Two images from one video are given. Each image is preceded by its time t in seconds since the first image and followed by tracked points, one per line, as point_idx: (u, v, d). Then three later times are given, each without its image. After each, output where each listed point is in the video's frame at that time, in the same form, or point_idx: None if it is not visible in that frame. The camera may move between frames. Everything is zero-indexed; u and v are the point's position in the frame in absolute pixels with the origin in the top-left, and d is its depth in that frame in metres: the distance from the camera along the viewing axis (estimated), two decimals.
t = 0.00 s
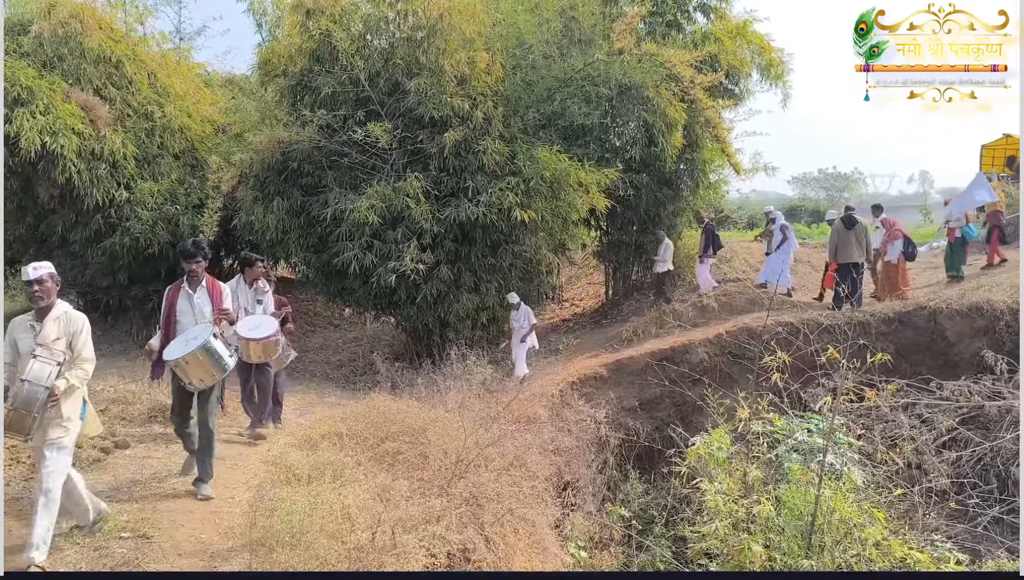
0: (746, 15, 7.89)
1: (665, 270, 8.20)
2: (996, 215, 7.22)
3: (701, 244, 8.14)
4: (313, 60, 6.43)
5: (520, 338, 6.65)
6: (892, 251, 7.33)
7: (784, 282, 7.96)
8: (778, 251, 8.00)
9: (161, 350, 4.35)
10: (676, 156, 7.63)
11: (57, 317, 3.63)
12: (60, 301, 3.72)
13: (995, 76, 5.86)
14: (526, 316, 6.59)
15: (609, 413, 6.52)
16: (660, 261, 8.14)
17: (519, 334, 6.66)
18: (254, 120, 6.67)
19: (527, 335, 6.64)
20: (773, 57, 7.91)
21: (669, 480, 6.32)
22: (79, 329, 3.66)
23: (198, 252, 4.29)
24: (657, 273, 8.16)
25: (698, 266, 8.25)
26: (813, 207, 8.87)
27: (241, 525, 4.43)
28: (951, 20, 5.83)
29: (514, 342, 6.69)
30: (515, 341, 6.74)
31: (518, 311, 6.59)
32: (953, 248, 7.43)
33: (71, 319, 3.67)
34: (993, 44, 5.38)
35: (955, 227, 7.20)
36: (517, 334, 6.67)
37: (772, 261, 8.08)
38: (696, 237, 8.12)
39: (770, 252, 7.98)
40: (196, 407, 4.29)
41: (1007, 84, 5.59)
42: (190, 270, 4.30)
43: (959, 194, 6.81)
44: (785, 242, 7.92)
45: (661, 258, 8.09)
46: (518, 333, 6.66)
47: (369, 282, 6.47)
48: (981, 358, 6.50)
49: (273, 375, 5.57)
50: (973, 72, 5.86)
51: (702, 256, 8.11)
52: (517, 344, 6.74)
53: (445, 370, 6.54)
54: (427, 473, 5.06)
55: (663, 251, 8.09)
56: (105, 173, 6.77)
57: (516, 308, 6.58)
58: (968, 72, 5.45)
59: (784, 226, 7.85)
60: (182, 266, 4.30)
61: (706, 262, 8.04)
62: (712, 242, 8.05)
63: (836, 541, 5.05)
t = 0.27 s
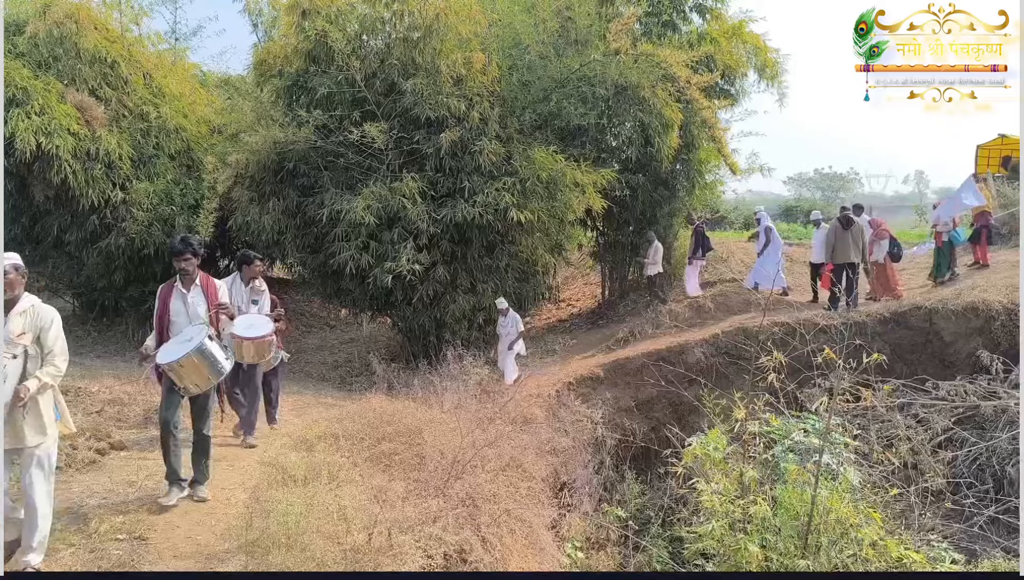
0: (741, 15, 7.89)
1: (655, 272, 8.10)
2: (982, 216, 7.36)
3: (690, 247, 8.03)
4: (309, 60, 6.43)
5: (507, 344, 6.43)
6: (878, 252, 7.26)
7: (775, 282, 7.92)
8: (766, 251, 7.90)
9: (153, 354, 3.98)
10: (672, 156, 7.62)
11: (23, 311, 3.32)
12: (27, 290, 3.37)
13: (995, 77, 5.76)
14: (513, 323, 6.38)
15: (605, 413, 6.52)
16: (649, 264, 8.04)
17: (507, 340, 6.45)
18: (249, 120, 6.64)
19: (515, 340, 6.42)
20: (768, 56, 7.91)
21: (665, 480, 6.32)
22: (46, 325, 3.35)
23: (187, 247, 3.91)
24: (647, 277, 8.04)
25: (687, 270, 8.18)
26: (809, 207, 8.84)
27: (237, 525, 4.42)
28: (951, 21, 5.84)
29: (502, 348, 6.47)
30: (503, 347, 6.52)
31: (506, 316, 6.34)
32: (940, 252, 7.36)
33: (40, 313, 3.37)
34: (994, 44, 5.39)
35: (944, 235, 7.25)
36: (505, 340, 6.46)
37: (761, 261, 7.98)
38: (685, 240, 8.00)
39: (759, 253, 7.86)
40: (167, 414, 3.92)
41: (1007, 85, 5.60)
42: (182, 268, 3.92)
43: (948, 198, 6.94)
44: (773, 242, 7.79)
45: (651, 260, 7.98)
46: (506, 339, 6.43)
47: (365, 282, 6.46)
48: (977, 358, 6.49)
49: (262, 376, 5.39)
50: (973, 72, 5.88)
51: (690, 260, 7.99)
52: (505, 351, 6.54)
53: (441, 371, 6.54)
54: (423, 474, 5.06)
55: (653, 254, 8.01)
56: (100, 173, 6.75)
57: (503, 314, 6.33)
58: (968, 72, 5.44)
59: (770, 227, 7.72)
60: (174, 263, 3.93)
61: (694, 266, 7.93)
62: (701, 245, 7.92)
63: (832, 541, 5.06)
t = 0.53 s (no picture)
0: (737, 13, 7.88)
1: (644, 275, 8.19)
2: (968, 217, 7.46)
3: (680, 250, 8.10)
4: (304, 59, 6.41)
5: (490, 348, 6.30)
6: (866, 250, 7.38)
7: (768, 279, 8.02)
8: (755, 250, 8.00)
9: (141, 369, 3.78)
10: (668, 155, 7.60)
11: None
12: None
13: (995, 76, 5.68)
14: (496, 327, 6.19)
15: (601, 412, 6.52)
16: (638, 265, 8.14)
17: (490, 344, 6.30)
18: (244, 119, 6.61)
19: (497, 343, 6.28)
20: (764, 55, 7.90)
21: (661, 479, 6.33)
22: None
23: (171, 252, 3.76)
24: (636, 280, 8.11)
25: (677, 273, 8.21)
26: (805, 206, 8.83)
27: (238, 522, 4.45)
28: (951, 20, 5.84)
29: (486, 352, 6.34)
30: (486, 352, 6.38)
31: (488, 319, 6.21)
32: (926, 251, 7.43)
33: None
34: (994, 44, 5.38)
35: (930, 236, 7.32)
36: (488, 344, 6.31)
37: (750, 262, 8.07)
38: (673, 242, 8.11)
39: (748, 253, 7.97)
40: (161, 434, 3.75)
41: (1006, 85, 5.62)
42: (165, 274, 3.77)
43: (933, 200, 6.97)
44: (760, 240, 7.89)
45: (640, 263, 8.07)
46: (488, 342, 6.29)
47: (360, 281, 6.45)
48: (971, 356, 6.49)
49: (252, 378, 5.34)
50: (974, 72, 5.88)
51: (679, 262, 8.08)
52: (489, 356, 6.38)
53: (436, 370, 6.53)
54: (419, 473, 5.05)
55: (641, 255, 8.10)
56: (94, 172, 6.72)
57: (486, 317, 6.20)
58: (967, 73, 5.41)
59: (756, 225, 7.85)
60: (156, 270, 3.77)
61: (682, 268, 8.02)
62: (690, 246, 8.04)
63: (827, 539, 5.07)
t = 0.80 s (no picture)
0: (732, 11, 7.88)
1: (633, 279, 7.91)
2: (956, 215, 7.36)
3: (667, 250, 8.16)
4: (299, 57, 6.41)
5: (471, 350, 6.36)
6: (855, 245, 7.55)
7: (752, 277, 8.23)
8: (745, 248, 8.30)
9: (130, 369, 3.72)
10: (663, 153, 7.57)
11: None
12: None
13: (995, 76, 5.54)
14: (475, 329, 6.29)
15: (597, 410, 6.53)
16: (627, 269, 7.84)
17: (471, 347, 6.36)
18: (239, 117, 6.59)
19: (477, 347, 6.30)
20: (759, 53, 7.91)
21: (657, 477, 6.34)
22: None
23: (164, 246, 3.77)
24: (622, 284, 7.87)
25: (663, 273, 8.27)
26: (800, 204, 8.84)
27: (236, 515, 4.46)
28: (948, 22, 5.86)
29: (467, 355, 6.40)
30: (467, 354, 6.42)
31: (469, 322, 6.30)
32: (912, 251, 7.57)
33: None
34: (992, 44, 5.40)
35: (914, 235, 7.35)
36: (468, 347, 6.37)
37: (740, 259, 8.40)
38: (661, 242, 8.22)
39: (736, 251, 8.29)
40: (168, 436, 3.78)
41: (1007, 85, 5.52)
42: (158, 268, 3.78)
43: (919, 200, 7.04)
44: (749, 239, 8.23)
45: (630, 265, 7.77)
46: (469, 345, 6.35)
47: (356, 279, 6.46)
48: (965, 353, 6.51)
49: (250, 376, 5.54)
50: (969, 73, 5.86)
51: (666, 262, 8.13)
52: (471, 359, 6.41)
53: (432, 368, 6.51)
54: (414, 472, 5.06)
55: (630, 260, 7.78)
56: (89, 171, 6.77)
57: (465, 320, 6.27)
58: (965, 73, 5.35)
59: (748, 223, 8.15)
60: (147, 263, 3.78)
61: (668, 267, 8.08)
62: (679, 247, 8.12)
63: (822, 537, 5.09)
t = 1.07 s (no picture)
0: (726, 8, 7.87)
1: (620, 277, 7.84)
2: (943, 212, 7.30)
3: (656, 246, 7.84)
4: (294, 54, 6.41)
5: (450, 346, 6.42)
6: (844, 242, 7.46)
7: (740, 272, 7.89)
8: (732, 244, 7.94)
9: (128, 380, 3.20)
10: (658, 150, 7.59)
11: None
12: None
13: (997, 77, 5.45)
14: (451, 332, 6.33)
15: (592, 406, 6.52)
16: (614, 266, 7.70)
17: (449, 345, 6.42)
18: (234, 113, 6.61)
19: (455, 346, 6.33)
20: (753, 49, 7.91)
21: (652, 473, 6.34)
22: None
23: (169, 248, 3.22)
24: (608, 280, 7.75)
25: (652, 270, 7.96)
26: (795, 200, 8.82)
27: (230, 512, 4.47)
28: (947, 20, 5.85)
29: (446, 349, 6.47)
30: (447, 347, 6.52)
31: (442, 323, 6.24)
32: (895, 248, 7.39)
33: None
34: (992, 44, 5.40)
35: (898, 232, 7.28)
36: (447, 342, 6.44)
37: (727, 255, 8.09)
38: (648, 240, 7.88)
39: (723, 247, 7.92)
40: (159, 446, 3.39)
41: (1005, 86, 5.52)
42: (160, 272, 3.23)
43: (903, 198, 7.16)
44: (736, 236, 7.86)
45: (616, 263, 7.68)
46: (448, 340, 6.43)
47: (351, 276, 6.44)
48: (959, 349, 6.46)
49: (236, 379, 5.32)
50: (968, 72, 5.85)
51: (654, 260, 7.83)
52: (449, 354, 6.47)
53: (427, 365, 6.52)
54: (410, 468, 5.05)
55: (618, 257, 7.72)
56: (83, 167, 6.68)
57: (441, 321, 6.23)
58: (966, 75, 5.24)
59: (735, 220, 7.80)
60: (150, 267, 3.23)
61: (657, 265, 7.78)
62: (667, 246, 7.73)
63: (817, 532, 5.09)
